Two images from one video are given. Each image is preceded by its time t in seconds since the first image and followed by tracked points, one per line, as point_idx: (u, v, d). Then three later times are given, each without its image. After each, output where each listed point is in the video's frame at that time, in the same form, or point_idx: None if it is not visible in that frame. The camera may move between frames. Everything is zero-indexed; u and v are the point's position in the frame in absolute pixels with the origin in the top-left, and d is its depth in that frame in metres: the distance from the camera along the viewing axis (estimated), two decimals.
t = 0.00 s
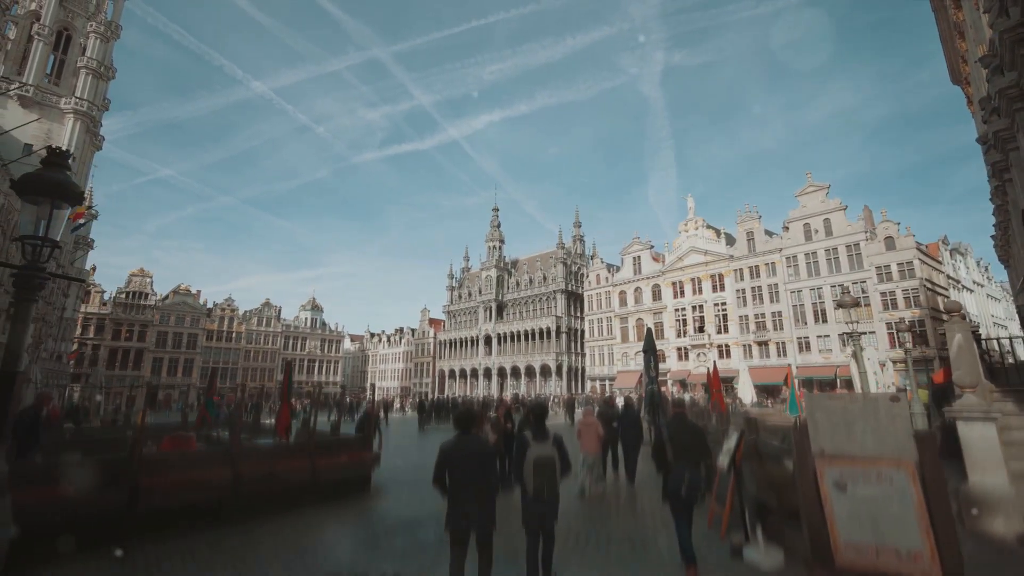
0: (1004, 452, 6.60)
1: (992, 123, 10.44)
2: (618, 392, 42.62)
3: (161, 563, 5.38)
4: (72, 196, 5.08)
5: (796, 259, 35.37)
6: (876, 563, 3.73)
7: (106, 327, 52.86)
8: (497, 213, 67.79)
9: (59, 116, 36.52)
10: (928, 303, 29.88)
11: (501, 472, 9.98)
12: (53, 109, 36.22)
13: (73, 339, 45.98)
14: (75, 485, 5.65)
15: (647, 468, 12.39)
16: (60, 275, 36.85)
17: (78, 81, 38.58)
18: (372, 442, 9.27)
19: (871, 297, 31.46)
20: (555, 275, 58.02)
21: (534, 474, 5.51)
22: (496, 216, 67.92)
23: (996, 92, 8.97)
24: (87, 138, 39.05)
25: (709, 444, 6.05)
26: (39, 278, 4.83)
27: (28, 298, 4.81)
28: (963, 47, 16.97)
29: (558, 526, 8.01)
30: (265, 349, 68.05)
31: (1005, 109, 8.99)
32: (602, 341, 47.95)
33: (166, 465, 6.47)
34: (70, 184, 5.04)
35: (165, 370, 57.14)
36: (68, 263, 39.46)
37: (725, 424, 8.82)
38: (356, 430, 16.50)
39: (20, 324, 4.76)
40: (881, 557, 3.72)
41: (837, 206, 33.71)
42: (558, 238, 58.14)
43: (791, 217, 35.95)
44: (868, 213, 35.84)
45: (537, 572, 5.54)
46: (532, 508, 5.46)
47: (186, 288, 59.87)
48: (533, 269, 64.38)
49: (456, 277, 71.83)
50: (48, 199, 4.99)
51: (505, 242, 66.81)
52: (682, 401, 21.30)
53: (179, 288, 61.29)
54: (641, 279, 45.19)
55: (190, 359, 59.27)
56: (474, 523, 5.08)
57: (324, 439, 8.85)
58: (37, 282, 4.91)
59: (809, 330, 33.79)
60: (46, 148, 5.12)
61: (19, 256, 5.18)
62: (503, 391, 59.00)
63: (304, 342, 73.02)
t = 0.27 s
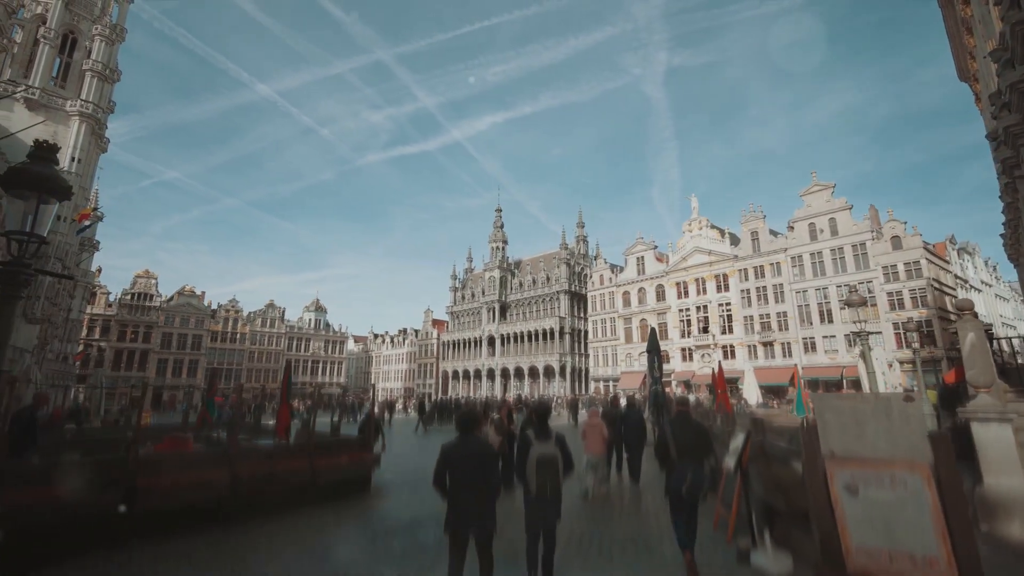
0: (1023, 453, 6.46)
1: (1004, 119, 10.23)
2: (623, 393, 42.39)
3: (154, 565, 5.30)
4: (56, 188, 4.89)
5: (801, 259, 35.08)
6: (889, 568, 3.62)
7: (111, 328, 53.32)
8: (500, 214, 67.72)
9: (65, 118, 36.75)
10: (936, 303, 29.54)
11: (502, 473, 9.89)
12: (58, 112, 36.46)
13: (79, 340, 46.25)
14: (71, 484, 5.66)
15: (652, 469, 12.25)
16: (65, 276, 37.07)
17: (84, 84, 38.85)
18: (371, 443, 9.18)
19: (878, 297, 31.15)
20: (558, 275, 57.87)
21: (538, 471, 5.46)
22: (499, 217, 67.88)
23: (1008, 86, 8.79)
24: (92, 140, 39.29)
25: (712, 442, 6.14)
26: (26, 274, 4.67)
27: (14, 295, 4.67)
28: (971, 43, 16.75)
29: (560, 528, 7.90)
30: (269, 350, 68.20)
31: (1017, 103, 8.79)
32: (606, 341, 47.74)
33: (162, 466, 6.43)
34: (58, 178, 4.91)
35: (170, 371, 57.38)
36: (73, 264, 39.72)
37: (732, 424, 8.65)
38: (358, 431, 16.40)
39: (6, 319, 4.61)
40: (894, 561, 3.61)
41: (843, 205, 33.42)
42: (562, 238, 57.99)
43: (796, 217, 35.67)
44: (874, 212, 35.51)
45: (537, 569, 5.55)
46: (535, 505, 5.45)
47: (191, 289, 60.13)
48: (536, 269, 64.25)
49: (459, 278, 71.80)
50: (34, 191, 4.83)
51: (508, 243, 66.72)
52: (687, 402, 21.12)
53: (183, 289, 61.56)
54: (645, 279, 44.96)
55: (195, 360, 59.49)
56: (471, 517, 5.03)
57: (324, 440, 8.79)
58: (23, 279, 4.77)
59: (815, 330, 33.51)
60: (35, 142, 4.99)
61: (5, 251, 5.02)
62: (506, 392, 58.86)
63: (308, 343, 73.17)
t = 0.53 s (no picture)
0: None
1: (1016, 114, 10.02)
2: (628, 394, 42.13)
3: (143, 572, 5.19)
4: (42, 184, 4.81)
5: (807, 259, 34.74)
6: None
7: (118, 330, 53.76)
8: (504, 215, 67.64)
9: (72, 121, 37.05)
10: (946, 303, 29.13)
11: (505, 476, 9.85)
12: (66, 115, 36.75)
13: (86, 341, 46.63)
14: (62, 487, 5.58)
15: (657, 472, 12.13)
16: (73, 278, 37.37)
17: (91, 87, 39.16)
18: (371, 445, 9.13)
19: (886, 297, 30.78)
20: (562, 276, 57.70)
21: (540, 471, 5.56)
22: (503, 217, 67.83)
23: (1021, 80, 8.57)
24: (99, 142, 39.56)
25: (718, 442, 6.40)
26: (11, 273, 4.64)
27: None
28: (980, 39, 16.50)
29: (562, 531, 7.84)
30: (274, 351, 68.41)
31: None
32: (610, 342, 47.50)
33: (157, 468, 6.35)
34: (42, 174, 4.87)
35: (176, 372, 57.69)
36: (80, 266, 40.05)
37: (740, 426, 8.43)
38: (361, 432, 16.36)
39: None
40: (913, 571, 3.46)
41: (850, 204, 33.08)
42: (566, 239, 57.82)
43: (802, 216, 35.34)
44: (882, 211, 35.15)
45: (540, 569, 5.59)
46: (537, 505, 5.56)
47: (197, 291, 60.45)
48: (540, 270, 64.11)
49: (463, 280, 71.77)
50: (17, 187, 4.80)
51: (512, 244, 66.63)
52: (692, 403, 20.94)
53: (189, 291, 61.87)
54: (650, 280, 44.70)
55: (201, 361, 59.81)
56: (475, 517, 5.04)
57: (325, 441, 8.73)
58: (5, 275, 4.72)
59: (822, 331, 33.17)
60: (16, 135, 4.93)
61: None
62: (510, 393, 58.71)
63: (313, 344, 73.35)
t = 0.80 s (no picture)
0: None
1: None
2: (633, 395, 41.85)
3: None
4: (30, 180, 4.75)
5: (815, 259, 34.35)
6: None
7: (126, 331, 54.07)
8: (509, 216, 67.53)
9: (81, 124, 37.29)
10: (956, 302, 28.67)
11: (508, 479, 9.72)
12: (74, 118, 37.02)
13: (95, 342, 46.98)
14: (54, 490, 5.48)
15: (664, 473, 11.98)
16: (81, 280, 37.61)
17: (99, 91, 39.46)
18: (373, 445, 8.99)
19: (895, 297, 30.35)
20: (567, 277, 57.50)
21: (542, 472, 5.58)
22: (508, 218, 67.73)
23: None
24: (106, 145, 39.84)
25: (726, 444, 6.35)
26: None
27: None
28: (992, 32, 16.19)
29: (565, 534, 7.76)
30: (280, 352, 68.64)
31: None
32: (616, 343, 47.23)
33: (153, 471, 6.27)
34: (26, 166, 4.78)
35: (183, 373, 58.00)
36: (88, 268, 40.39)
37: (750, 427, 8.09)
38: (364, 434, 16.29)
39: None
40: None
41: (858, 203, 32.67)
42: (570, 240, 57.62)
43: (809, 216, 34.97)
44: (890, 210, 34.72)
45: (542, 567, 5.68)
46: (540, 507, 5.57)
47: (203, 292, 60.76)
48: (545, 271, 63.93)
49: (468, 281, 71.73)
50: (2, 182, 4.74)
51: (517, 245, 66.48)
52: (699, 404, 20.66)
53: (196, 293, 62.21)
54: (655, 280, 44.40)
55: (208, 363, 60.14)
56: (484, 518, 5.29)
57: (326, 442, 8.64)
58: None
59: (830, 332, 32.78)
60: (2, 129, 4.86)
61: None
62: (515, 394, 58.54)
63: (319, 345, 73.55)
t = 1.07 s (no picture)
0: None
1: None
2: (639, 396, 41.59)
3: None
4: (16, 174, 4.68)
5: (822, 258, 34.00)
6: None
7: (133, 333, 54.73)
8: (513, 216, 67.46)
9: (88, 127, 37.46)
10: (967, 302, 28.26)
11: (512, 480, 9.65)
12: (81, 121, 37.22)
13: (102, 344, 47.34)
14: (48, 494, 5.42)
15: (670, 476, 11.85)
16: (88, 281, 37.87)
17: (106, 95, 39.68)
18: (374, 448, 8.91)
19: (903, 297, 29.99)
20: (572, 277, 57.33)
21: (544, 476, 5.51)
22: (512, 219, 67.68)
23: None
24: (114, 148, 40.12)
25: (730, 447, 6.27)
26: None
27: None
28: (1004, 27, 15.91)
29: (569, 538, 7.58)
30: (286, 354, 68.89)
31: None
32: (621, 344, 47.00)
33: (149, 474, 6.20)
34: (15, 162, 4.67)
35: (190, 374, 58.34)
36: (96, 270, 40.69)
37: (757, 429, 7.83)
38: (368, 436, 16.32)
39: None
40: None
41: (865, 202, 32.30)
42: (575, 240, 57.45)
43: (816, 215, 34.62)
44: (898, 209, 34.30)
45: (546, 571, 5.61)
46: (543, 511, 5.49)
47: (209, 294, 61.10)
48: (550, 271, 63.78)
49: (473, 282, 71.72)
50: None
51: (521, 245, 66.40)
52: (706, 405, 20.44)
53: (202, 294, 62.59)
54: (660, 281, 44.14)
55: (214, 364, 60.49)
56: (489, 519, 5.24)
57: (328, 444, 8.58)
58: None
59: (838, 332, 32.43)
60: None
61: None
62: (520, 395, 58.42)
63: (324, 346, 73.75)
